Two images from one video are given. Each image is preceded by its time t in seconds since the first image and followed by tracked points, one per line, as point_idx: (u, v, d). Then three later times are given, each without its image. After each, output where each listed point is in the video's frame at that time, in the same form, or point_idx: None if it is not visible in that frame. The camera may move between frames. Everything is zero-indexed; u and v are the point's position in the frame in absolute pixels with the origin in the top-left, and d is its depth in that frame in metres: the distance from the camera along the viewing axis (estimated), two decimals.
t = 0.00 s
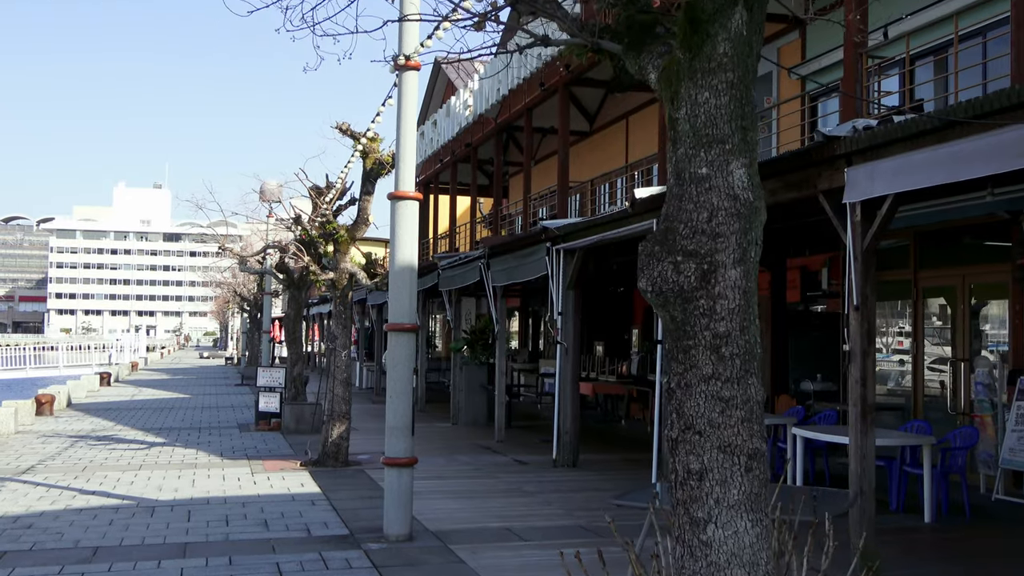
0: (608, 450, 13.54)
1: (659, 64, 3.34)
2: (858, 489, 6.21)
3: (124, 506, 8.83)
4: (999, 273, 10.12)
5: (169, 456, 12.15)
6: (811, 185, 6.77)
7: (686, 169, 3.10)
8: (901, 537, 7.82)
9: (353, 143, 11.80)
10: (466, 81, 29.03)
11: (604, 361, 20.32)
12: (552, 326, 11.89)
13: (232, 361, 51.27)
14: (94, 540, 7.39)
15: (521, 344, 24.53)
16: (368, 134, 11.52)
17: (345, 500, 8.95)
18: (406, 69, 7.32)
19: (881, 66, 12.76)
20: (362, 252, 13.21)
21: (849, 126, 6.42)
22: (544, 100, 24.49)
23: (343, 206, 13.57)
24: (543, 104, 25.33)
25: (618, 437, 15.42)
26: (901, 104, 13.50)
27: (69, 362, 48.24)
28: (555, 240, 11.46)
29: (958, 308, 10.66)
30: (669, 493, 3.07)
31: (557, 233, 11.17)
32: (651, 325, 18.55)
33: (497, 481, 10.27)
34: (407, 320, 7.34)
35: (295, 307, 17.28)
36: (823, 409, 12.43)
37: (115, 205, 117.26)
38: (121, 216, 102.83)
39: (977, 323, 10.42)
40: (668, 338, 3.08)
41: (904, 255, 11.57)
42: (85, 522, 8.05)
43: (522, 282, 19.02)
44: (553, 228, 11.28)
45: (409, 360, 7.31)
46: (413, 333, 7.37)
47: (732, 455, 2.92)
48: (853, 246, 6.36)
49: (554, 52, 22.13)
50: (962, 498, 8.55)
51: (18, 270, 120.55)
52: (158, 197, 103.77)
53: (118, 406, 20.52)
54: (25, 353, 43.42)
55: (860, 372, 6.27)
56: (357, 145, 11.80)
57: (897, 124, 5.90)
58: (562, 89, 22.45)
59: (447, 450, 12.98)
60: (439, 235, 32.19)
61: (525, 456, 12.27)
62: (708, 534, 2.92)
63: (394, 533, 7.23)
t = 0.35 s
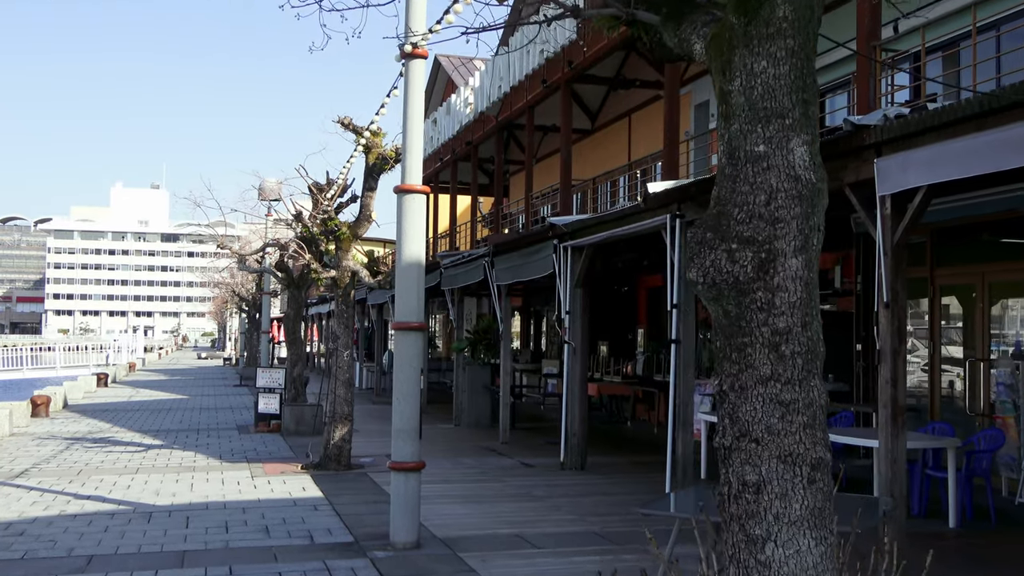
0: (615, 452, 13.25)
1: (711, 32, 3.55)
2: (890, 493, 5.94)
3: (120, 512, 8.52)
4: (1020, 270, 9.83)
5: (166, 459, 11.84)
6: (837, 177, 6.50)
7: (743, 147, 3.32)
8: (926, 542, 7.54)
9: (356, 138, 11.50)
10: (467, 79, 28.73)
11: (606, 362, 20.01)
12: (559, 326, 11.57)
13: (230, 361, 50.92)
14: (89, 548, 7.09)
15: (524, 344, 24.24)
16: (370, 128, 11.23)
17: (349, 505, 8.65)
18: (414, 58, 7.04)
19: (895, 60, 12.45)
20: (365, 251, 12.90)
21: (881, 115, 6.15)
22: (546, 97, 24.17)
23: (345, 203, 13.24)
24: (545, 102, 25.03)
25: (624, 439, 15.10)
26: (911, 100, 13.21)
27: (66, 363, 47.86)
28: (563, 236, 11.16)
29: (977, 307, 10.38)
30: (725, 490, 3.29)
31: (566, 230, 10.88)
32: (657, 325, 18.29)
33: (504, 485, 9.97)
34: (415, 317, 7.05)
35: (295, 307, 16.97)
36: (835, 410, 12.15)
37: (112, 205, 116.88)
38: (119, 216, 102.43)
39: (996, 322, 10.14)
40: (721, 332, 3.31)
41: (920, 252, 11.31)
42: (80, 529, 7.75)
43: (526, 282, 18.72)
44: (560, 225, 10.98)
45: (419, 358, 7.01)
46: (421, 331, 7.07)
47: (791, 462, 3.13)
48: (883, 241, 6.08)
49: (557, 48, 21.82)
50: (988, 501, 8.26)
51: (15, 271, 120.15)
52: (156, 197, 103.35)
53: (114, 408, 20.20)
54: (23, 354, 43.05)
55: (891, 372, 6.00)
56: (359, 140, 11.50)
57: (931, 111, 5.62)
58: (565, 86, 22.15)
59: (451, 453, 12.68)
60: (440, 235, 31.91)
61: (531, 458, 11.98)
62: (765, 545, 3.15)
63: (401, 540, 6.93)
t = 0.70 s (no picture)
0: (621, 455, 13.00)
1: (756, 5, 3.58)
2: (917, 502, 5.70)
3: (115, 520, 8.25)
4: None
5: (163, 463, 11.57)
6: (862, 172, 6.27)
7: (797, 132, 3.38)
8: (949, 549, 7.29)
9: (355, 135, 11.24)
10: (467, 77, 28.47)
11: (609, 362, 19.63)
12: (564, 327, 11.31)
13: (229, 362, 50.65)
14: (80, 559, 6.83)
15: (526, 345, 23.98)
16: (370, 125, 10.97)
17: (351, 512, 8.38)
18: (417, 49, 6.78)
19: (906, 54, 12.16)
20: (365, 250, 12.60)
21: (908, 106, 5.89)
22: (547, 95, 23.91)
23: (344, 202, 12.95)
24: (546, 99, 24.75)
25: (629, 442, 14.83)
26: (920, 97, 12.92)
27: (63, 364, 47.58)
28: (568, 235, 10.90)
29: (993, 307, 10.13)
30: (779, 506, 3.36)
31: (572, 228, 10.61)
32: (661, 325, 18.05)
33: (510, 490, 9.71)
34: (420, 318, 6.77)
35: (294, 307, 16.70)
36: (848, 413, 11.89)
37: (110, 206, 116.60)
38: (116, 216, 102.07)
39: (1013, 321, 9.89)
40: (773, 338, 3.37)
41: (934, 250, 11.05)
42: (71, 538, 7.48)
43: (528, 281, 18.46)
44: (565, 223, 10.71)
45: (424, 361, 6.74)
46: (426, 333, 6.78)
47: (853, 480, 3.22)
48: (909, 240, 5.86)
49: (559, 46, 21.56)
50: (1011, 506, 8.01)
51: (14, 272, 119.92)
52: (154, 198, 103.04)
53: (110, 410, 19.92)
54: (20, 356, 42.82)
55: (918, 374, 5.75)
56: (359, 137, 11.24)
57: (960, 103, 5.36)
58: (567, 84, 21.87)
59: (455, 456, 12.41)
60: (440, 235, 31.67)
61: (537, 462, 11.72)
62: (824, 569, 3.25)
63: (406, 550, 6.67)
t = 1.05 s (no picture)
0: (627, 458, 12.71)
1: None
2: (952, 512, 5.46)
3: (106, 526, 7.95)
4: None
5: (157, 467, 11.25)
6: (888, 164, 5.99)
7: (872, 101, 3.28)
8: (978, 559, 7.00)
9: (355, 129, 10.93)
10: (467, 74, 28.17)
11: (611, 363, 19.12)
12: (570, 326, 10.99)
13: (227, 363, 50.32)
14: (69, 569, 6.52)
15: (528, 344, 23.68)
16: (371, 118, 10.66)
17: (352, 518, 8.08)
18: (422, 36, 6.50)
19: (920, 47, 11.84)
20: (365, 247, 12.28)
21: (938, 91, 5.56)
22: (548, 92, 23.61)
23: (344, 198, 12.63)
24: (547, 96, 24.41)
25: (634, 444, 14.54)
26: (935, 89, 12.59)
27: (59, 365, 47.28)
28: (573, 231, 10.58)
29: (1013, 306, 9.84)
30: (850, 521, 3.24)
31: (578, 225, 10.29)
32: (666, 325, 17.77)
33: (516, 494, 9.41)
34: (423, 316, 6.47)
35: (292, 307, 16.38)
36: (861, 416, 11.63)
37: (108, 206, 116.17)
38: (113, 216, 101.72)
39: None
40: (841, 333, 3.25)
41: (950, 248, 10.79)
42: (60, 546, 7.18)
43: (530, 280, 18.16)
44: (571, 220, 10.39)
45: (428, 360, 6.43)
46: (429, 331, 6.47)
47: (935, 496, 3.09)
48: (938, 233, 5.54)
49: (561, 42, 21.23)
50: None
51: (11, 272, 119.49)
52: (152, 198, 102.61)
53: (105, 411, 19.60)
54: (16, 356, 42.45)
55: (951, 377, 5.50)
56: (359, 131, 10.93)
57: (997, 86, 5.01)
58: (569, 81, 21.56)
59: (458, 459, 12.10)
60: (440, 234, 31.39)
61: (542, 465, 11.42)
62: None
63: (410, 560, 6.37)
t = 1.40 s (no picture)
0: (634, 461, 12.46)
1: None
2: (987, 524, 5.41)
3: (98, 534, 7.67)
4: None
5: (153, 471, 10.98)
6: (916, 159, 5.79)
7: (965, 69, 2.87)
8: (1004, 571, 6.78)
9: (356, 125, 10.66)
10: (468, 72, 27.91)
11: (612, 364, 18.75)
12: (576, 328, 10.75)
13: (225, 363, 50.02)
14: None
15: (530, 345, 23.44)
16: (372, 114, 10.40)
17: (353, 526, 7.83)
18: (427, 24, 6.22)
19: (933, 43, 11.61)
20: (366, 246, 12.03)
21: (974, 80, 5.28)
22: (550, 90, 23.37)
23: (344, 196, 12.35)
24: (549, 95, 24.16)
25: (640, 447, 14.27)
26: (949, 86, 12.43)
27: (56, 364, 46.95)
28: (580, 230, 10.36)
29: None
30: (932, 552, 2.88)
31: (585, 223, 10.07)
32: (670, 326, 17.55)
33: (521, 500, 9.16)
34: (428, 318, 6.20)
35: (291, 307, 16.11)
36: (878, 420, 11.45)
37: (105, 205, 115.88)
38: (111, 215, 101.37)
39: None
40: (924, 340, 2.86)
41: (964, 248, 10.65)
42: (50, 555, 6.91)
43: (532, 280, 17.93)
44: (578, 218, 10.17)
45: (433, 363, 6.17)
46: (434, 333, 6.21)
47: None
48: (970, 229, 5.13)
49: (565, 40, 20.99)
50: None
51: (9, 271, 119.15)
52: (150, 197, 102.31)
53: (101, 412, 19.34)
54: (12, 354, 42.14)
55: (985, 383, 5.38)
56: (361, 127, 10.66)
57: None
58: (572, 78, 21.31)
59: (461, 463, 11.85)
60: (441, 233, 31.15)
61: (547, 469, 11.17)
62: None
63: (413, 570, 6.09)
